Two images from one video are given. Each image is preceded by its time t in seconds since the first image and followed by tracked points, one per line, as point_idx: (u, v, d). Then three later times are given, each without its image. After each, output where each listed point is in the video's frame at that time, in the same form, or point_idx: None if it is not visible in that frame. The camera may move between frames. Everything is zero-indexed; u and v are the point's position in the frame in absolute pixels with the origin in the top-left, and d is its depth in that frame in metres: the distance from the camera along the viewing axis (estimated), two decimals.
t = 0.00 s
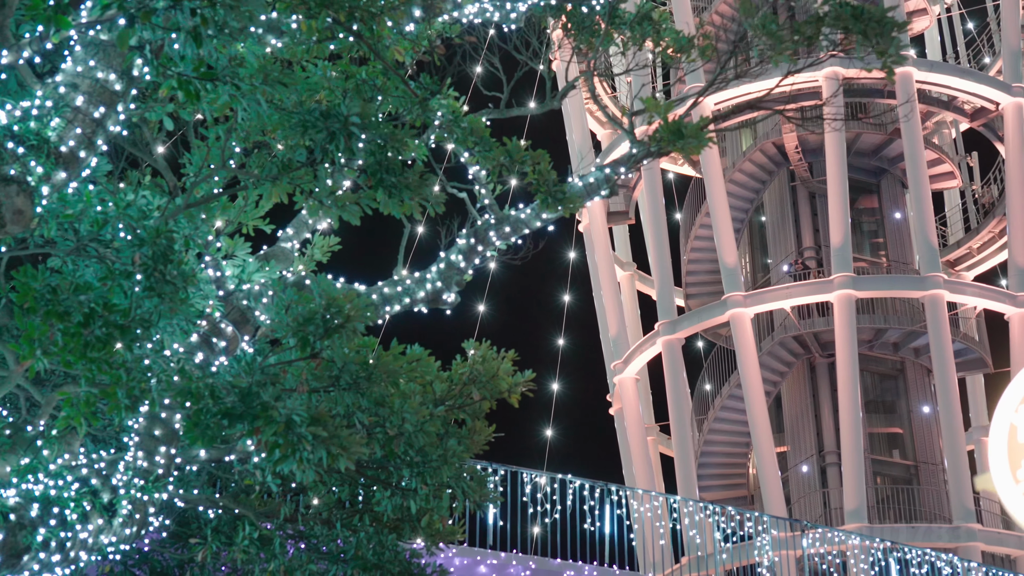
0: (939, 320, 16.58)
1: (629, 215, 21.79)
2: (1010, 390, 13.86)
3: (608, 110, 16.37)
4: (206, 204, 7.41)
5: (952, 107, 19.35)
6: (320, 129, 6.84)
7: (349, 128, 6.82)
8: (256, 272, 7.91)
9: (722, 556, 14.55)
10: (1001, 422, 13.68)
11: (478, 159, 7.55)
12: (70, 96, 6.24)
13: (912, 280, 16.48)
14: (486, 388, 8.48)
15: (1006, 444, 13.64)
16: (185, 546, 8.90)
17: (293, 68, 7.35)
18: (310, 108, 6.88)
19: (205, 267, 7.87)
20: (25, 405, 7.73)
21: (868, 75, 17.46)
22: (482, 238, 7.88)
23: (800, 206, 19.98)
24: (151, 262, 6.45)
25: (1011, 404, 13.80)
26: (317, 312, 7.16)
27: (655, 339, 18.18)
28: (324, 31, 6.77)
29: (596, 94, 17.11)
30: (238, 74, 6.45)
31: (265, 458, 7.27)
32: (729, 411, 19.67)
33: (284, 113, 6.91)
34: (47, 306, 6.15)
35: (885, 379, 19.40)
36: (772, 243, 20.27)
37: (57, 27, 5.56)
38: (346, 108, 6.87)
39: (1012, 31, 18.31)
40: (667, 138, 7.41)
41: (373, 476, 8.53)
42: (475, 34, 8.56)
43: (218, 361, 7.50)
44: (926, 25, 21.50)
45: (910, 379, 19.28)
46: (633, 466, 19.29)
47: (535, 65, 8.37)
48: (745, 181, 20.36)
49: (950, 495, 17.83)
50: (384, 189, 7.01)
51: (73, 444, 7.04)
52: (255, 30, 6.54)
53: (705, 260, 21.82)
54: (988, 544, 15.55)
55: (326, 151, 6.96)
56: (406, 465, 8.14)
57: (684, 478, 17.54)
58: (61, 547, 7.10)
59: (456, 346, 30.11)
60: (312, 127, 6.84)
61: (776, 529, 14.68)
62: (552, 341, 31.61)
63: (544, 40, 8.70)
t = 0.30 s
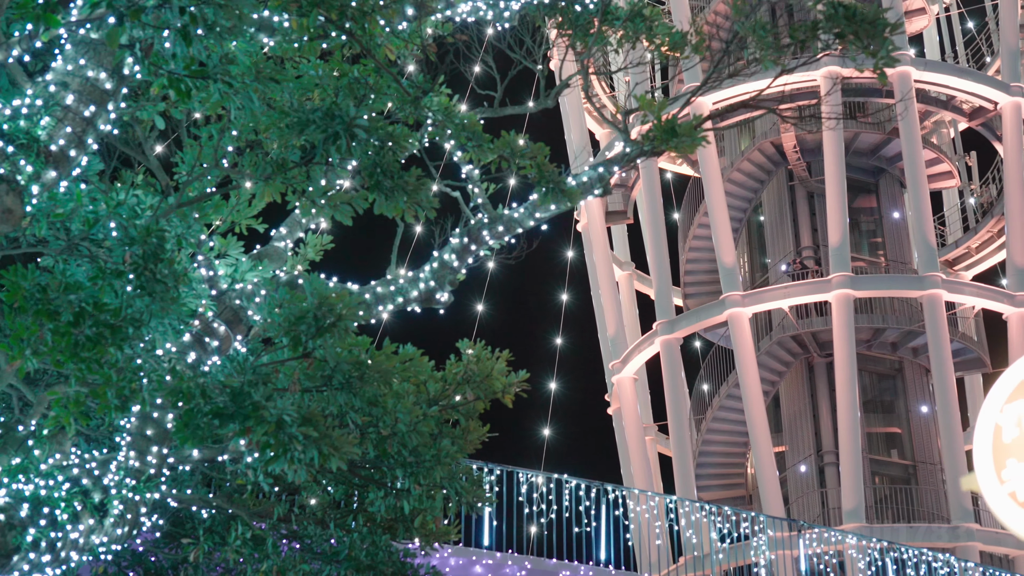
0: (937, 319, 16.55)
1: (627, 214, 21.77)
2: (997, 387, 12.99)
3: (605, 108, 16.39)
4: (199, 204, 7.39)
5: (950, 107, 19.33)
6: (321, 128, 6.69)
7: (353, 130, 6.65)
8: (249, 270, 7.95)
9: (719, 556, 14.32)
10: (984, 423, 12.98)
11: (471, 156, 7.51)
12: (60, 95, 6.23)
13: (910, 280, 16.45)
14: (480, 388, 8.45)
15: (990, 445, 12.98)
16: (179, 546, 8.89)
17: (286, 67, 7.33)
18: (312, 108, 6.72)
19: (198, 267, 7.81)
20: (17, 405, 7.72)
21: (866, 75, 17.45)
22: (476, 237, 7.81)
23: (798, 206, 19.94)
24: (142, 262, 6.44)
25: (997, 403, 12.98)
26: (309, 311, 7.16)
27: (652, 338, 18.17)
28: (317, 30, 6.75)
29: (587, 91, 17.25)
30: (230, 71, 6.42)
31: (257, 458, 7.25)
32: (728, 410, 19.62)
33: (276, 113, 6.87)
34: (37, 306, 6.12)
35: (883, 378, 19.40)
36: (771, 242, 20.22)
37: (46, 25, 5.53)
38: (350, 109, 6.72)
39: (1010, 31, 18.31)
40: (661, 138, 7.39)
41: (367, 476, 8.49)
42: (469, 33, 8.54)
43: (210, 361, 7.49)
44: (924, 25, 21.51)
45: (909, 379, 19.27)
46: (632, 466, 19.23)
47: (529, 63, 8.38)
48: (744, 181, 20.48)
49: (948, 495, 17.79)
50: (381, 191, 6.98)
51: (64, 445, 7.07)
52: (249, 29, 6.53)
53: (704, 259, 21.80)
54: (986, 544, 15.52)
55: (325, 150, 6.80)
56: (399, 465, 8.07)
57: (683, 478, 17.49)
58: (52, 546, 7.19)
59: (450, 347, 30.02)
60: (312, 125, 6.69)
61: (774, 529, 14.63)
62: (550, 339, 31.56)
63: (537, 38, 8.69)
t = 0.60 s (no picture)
0: (935, 320, 16.54)
1: (625, 215, 21.74)
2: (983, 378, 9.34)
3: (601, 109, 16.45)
4: (192, 204, 7.38)
5: (948, 107, 19.32)
6: (308, 130, 6.69)
7: (339, 130, 6.66)
8: (242, 272, 7.82)
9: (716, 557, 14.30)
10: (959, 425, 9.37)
11: (464, 156, 7.48)
12: (50, 95, 6.23)
13: (908, 281, 16.42)
14: (473, 389, 8.48)
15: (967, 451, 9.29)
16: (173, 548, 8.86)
17: (278, 67, 7.31)
18: (300, 108, 6.73)
19: (190, 267, 7.80)
20: (10, 406, 7.70)
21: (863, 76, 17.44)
22: (469, 238, 7.84)
23: (796, 207, 19.92)
24: (131, 262, 6.39)
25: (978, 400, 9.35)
26: (300, 312, 7.13)
27: (651, 339, 18.14)
28: (308, 30, 6.73)
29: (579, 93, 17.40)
30: (219, 72, 6.35)
31: (249, 459, 7.22)
32: (726, 411, 19.65)
33: (266, 113, 6.85)
34: (25, 308, 6.09)
35: (881, 379, 19.38)
36: (769, 243, 20.20)
37: (35, 25, 5.50)
38: (335, 108, 6.72)
39: (1008, 32, 18.31)
40: (653, 138, 7.38)
41: (365, 478, 8.42)
42: (462, 33, 8.53)
43: (203, 361, 7.51)
44: (923, 25, 21.51)
45: (907, 380, 19.22)
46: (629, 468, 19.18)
47: (522, 64, 8.34)
48: (743, 182, 20.44)
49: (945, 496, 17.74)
50: (371, 190, 6.96)
51: (55, 446, 7.07)
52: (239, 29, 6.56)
53: (702, 260, 21.78)
54: (984, 545, 15.48)
55: (314, 151, 6.78)
56: (392, 466, 8.10)
57: (680, 480, 17.49)
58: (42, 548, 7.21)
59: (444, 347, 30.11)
60: (300, 129, 6.70)
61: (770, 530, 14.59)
62: (548, 340, 31.49)
63: (531, 39, 8.69)
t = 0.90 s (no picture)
0: (933, 321, 16.52)
1: (624, 216, 21.73)
2: (968, 386, 12.14)
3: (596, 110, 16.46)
4: (184, 205, 7.38)
5: (947, 109, 19.29)
6: (296, 129, 6.71)
7: (326, 128, 6.66)
8: (235, 272, 7.89)
9: (713, 559, 14.29)
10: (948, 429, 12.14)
11: (456, 159, 7.53)
12: (40, 96, 6.39)
13: (906, 282, 16.41)
14: (466, 391, 8.42)
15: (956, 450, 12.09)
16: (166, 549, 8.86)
17: (270, 68, 7.29)
18: (287, 108, 6.75)
19: (183, 269, 7.75)
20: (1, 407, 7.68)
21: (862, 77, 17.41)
22: (462, 239, 7.82)
23: (794, 208, 19.92)
24: (122, 263, 6.34)
25: (964, 405, 12.14)
26: (292, 313, 7.13)
27: (649, 340, 18.11)
28: (301, 30, 6.71)
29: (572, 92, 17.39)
30: (211, 73, 6.35)
31: (242, 460, 7.21)
32: (724, 412, 19.64)
33: (258, 114, 6.82)
34: (15, 309, 6.12)
35: (880, 380, 19.37)
36: (767, 244, 20.20)
37: (24, 26, 5.46)
38: (321, 106, 6.73)
39: (1006, 33, 18.28)
40: (646, 139, 7.39)
41: (360, 479, 8.38)
42: (457, 34, 8.52)
43: (195, 362, 7.53)
44: (921, 26, 21.49)
45: (905, 381, 19.21)
46: (628, 470, 19.14)
47: (515, 66, 8.32)
48: (741, 183, 20.41)
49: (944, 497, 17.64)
50: (361, 188, 7.05)
51: (46, 447, 6.92)
52: (231, 31, 6.70)
53: (700, 262, 21.76)
54: (982, 547, 15.47)
55: (302, 151, 6.79)
56: (385, 467, 8.02)
57: (678, 481, 17.47)
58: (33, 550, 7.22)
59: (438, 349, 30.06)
60: (288, 127, 6.72)
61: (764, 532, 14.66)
62: (548, 343, 31.47)
63: (525, 40, 8.69)
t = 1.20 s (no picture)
0: (930, 324, 16.48)
1: (622, 219, 21.68)
2: (952, 388, 12.15)
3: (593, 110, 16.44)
4: (175, 207, 7.37)
5: (945, 111, 19.26)
6: (292, 132, 6.64)
7: (323, 133, 6.59)
8: (227, 274, 7.77)
9: (710, 562, 14.28)
10: (930, 431, 12.16)
11: (449, 159, 7.45)
12: (29, 98, 6.31)
13: (904, 284, 16.37)
14: (459, 392, 8.41)
15: (939, 452, 12.00)
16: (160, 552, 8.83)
17: (261, 71, 7.26)
18: (283, 111, 6.68)
19: (175, 271, 7.80)
20: None
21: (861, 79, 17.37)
22: (454, 241, 7.81)
23: (792, 210, 19.93)
24: (112, 265, 6.36)
25: (948, 406, 12.11)
26: (283, 316, 7.11)
27: (646, 343, 18.08)
28: (291, 32, 6.69)
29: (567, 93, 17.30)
30: (202, 75, 6.25)
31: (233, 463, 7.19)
32: (722, 414, 19.60)
33: (250, 116, 6.80)
34: (3, 312, 6.12)
35: (878, 383, 19.34)
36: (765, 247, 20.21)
37: (13, 27, 5.46)
38: (319, 112, 6.67)
39: (1004, 36, 18.26)
40: (637, 140, 7.37)
41: (354, 483, 8.35)
42: (450, 36, 8.51)
43: (187, 365, 7.50)
44: (919, 29, 21.48)
45: (903, 383, 19.19)
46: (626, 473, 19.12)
47: (508, 67, 8.34)
48: (739, 186, 20.02)
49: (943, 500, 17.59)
50: (354, 193, 6.95)
51: (37, 450, 6.98)
52: (222, 33, 6.65)
53: (698, 265, 21.74)
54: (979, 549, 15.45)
55: (295, 153, 6.73)
56: (378, 470, 7.98)
57: (676, 484, 17.43)
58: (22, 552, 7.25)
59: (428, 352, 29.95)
60: (283, 131, 6.66)
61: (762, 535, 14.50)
62: (548, 347, 31.34)
63: (518, 42, 8.68)
